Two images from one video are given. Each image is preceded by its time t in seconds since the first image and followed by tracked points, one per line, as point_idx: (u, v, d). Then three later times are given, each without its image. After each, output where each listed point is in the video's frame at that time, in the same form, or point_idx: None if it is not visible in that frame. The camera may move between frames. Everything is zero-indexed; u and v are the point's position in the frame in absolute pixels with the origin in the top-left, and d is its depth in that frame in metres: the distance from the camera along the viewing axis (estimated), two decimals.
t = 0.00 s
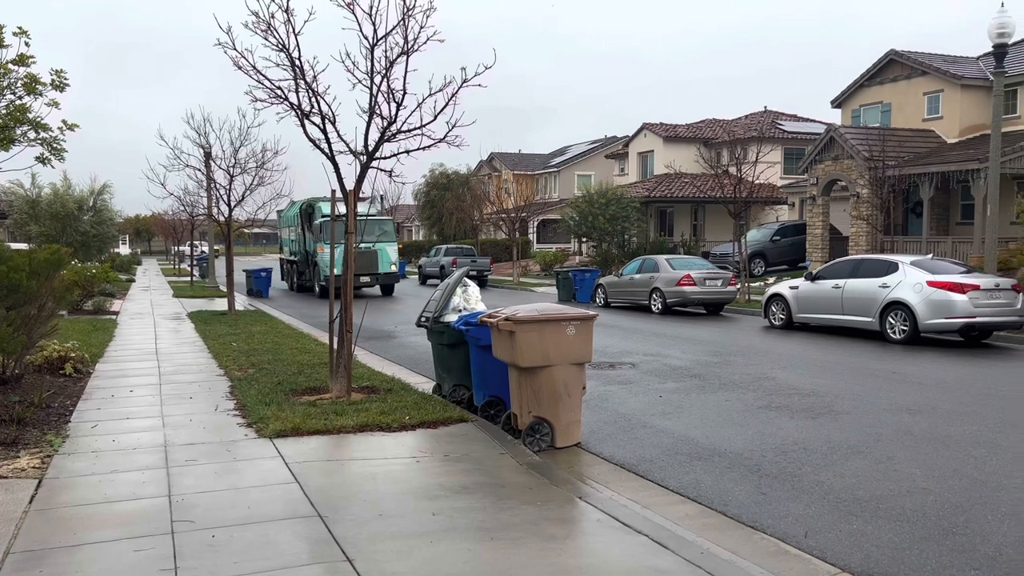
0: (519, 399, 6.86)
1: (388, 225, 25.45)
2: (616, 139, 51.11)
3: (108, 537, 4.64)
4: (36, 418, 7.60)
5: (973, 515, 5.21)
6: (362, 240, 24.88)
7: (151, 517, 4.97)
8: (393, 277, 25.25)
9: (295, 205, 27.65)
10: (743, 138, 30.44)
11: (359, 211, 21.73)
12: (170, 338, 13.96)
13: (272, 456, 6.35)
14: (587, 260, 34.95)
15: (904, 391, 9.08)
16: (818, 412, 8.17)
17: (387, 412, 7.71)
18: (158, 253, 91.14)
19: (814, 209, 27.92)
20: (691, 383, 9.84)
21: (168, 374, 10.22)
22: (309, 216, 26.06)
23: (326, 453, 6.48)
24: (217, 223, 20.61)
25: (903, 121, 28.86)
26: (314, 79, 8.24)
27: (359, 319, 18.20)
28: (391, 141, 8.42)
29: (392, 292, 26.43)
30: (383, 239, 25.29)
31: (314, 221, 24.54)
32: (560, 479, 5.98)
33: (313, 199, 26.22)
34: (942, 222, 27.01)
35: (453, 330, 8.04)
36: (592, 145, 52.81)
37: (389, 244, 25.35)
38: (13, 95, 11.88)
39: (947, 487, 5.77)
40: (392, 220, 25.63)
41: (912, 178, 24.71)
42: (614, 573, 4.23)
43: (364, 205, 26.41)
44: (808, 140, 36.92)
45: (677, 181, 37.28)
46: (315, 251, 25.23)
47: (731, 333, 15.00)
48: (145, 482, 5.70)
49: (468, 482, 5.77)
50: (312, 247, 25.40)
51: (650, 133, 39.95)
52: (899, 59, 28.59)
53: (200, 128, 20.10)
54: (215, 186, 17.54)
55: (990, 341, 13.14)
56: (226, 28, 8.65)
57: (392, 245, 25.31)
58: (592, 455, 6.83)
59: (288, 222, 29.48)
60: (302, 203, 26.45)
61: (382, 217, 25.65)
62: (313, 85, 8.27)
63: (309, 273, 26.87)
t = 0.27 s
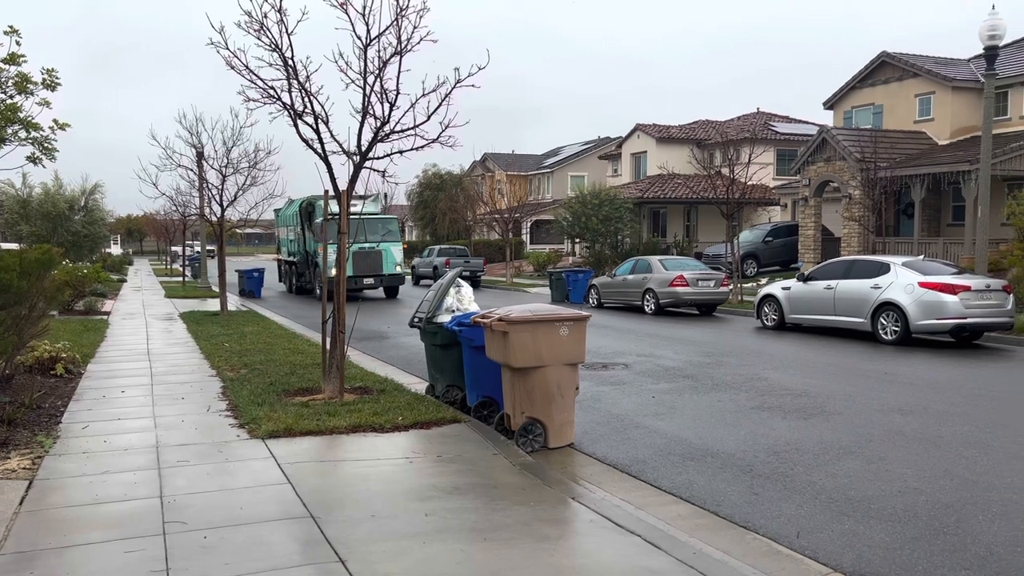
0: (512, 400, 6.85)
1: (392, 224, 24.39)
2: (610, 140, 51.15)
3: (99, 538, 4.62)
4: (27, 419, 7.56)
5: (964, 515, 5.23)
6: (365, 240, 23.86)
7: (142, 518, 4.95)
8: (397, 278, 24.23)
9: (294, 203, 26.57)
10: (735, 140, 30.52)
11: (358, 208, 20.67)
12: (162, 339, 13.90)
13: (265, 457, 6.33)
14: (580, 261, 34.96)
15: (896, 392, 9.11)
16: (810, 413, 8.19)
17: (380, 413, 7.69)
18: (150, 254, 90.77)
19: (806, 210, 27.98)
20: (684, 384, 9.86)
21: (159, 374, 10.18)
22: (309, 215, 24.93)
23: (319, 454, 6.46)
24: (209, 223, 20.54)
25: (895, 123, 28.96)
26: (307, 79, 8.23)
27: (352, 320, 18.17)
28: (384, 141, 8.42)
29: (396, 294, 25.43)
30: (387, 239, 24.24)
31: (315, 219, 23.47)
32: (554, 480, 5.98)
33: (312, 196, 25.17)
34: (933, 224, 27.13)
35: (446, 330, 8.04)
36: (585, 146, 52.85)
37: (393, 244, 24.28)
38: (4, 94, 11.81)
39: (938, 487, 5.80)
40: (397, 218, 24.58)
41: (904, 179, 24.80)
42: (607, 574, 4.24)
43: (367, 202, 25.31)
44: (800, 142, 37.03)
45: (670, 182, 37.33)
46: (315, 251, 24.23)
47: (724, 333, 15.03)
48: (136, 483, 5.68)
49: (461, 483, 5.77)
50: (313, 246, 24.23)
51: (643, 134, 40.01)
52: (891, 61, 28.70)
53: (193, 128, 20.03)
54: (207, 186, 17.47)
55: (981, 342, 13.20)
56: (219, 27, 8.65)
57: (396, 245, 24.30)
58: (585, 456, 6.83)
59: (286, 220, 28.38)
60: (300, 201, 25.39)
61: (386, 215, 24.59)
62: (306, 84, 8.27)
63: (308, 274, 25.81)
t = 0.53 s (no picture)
0: (504, 400, 6.85)
1: (397, 222, 23.37)
2: (602, 140, 51.22)
3: (90, 539, 4.59)
4: (16, 420, 7.51)
5: (954, 514, 5.26)
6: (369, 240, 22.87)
7: (133, 519, 4.93)
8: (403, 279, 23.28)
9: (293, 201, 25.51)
10: (727, 141, 30.58)
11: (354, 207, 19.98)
12: (152, 339, 13.84)
13: (256, 458, 6.31)
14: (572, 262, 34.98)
15: (887, 392, 9.15)
16: (801, 413, 8.21)
17: (372, 413, 7.68)
18: (140, 254, 90.36)
19: (797, 211, 28.07)
20: (676, 384, 9.88)
21: (150, 375, 10.13)
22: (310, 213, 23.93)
23: (310, 455, 6.45)
24: (200, 223, 20.45)
25: (885, 124, 29.09)
26: (299, 79, 8.20)
27: (344, 320, 18.14)
28: (376, 141, 8.40)
29: (401, 296, 24.49)
30: (391, 238, 23.26)
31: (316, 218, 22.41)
32: (545, 480, 5.98)
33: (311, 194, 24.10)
34: (924, 225, 27.27)
35: (439, 330, 8.03)
36: (577, 146, 52.89)
37: (399, 244, 23.35)
38: None
39: (928, 486, 5.82)
40: (402, 216, 23.59)
41: (895, 180, 24.92)
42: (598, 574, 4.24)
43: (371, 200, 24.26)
44: (791, 143, 37.17)
45: (663, 183, 37.39)
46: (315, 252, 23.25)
47: (716, 334, 15.06)
48: (127, 484, 5.65)
49: (453, 483, 5.76)
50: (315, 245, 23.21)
51: (635, 134, 40.06)
52: (881, 62, 28.84)
53: (184, 127, 19.93)
54: (198, 186, 17.39)
55: (970, 343, 13.27)
56: (210, 26, 8.60)
57: (402, 244, 23.34)
58: (577, 456, 6.84)
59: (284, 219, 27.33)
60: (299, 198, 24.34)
61: (390, 213, 23.57)
62: (299, 84, 8.23)
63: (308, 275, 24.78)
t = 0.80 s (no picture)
0: (495, 400, 6.85)
1: (403, 221, 22.33)
2: (593, 141, 51.28)
3: (79, 541, 4.57)
4: (4, 421, 7.45)
5: (943, 514, 5.28)
6: (374, 239, 21.81)
7: (123, 520, 4.90)
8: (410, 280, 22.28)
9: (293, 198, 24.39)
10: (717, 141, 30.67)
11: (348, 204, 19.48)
12: (142, 339, 13.78)
13: (246, 459, 6.28)
14: (563, 262, 35.02)
15: (876, 392, 9.19)
16: (791, 413, 8.24)
17: (362, 413, 7.67)
18: (130, 253, 89.95)
19: (788, 212, 28.17)
20: (667, 384, 9.89)
21: (139, 375, 10.08)
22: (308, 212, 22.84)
23: (301, 455, 6.43)
24: (190, 223, 20.35)
25: (875, 125, 29.22)
26: (289, 78, 8.17)
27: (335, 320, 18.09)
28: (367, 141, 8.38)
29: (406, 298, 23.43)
30: (397, 238, 22.23)
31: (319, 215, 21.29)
32: (537, 480, 5.98)
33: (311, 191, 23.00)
34: (913, 225, 27.41)
35: (430, 330, 8.02)
36: (569, 146, 52.95)
37: (405, 244, 22.28)
38: None
39: (917, 486, 5.85)
40: (407, 215, 22.58)
41: (884, 181, 25.04)
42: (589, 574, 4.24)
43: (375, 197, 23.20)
44: (782, 144, 37.31)
45: (654, 184, 37.48)
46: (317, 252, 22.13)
47: (706, 334, 15.10)
48: (116, 485, 5.62)
49: (443, 484, 5.75)
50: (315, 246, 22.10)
51: (626, 135, 40.13)
52: (871, 64, 28.98)
53: (174, 126, 19.84)
54: (188, 185, 17.31)
55: (959, 343, 13.34)
56: (200, 25, 8.56)
57: (408, 245, 22.33)
58: (568, 456, 6.84)
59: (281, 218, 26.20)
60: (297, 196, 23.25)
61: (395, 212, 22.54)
62: (289, 84, 8.20)
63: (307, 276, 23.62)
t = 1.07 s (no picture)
0: (486, 401, 6.85)
1: (410, 219, 21.00)
2: (583, 141, 51.34)
3: (67, 542, 4.54)
4: None
5: (931, 513, 5.32)
6: (378, 239, 20.48)
7: (111, 522, 4.88)
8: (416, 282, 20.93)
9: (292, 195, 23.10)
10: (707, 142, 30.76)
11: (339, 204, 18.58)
12: (130, 340, 13.70)
13: (235, 459, 6.26)
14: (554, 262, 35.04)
15: (865, 392, 9.24)
16: (780, 413, 8.27)
17: (352, 414, 7.66)
18: (118, 253, 89.44)
19: (777, 212, 28.28)
20: (657, 384, 9.91)
21: (127, 376, 10.02)
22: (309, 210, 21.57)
23: (291, 456, 6.41)
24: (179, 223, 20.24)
25: (864, 126, 29.38)
26: (279, 78, 8.15)
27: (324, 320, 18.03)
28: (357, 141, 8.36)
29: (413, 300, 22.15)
30: (403, 237, 20.83)
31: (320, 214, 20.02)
32: (527, 480, 5.98)
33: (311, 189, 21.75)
34: (901, 225, 27.57)
35: (420, 331, 8.02)
36: (559, 147, 52.99)
37: (411, 243, 20.91)
38: None
39: (905, 485, 5.89)
40: (414, 213, 21.22)
41: (873, 181, 25.19)
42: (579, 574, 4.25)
43: (380, 193, 21.84)
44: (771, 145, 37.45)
45: (644, 184, 37.55)
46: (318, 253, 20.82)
47: (696, 334, 15.14)
48: (104, 486, 5.59)
49: (434, 484, 5.75)
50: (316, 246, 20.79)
51: (617, 135, 40.20)
52: (860, 65, 29.14)
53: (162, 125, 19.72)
54: (177, 185, 17.21)
55: (947, 343, 13.42)
56: (189, 24, 8.52)
57: (415, 244, 20.95)
58: (558, 456, 6.85)
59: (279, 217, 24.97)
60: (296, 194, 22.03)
61: (401, 210, 21.18)
62: (279, 83, 8.18)
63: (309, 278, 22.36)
